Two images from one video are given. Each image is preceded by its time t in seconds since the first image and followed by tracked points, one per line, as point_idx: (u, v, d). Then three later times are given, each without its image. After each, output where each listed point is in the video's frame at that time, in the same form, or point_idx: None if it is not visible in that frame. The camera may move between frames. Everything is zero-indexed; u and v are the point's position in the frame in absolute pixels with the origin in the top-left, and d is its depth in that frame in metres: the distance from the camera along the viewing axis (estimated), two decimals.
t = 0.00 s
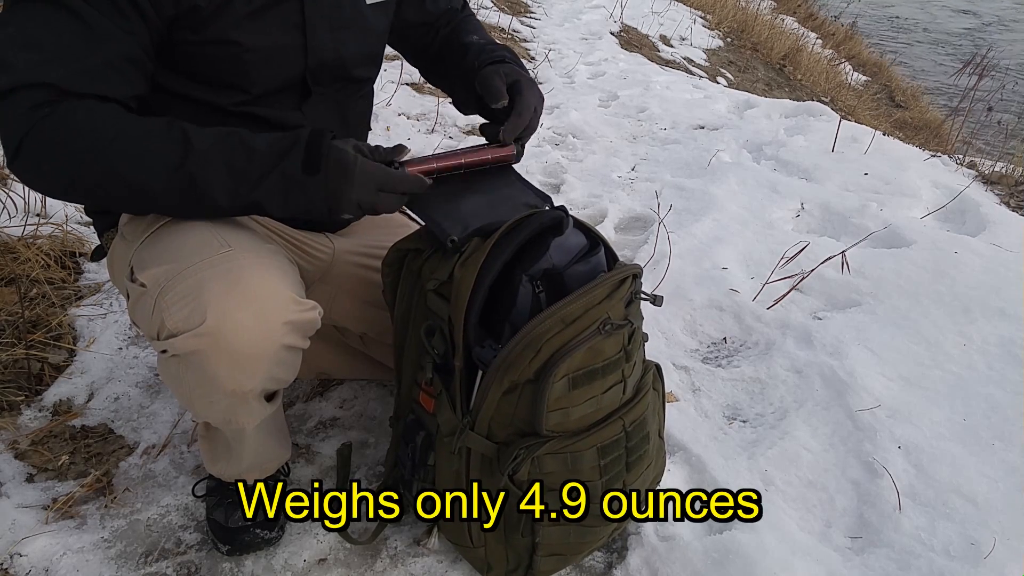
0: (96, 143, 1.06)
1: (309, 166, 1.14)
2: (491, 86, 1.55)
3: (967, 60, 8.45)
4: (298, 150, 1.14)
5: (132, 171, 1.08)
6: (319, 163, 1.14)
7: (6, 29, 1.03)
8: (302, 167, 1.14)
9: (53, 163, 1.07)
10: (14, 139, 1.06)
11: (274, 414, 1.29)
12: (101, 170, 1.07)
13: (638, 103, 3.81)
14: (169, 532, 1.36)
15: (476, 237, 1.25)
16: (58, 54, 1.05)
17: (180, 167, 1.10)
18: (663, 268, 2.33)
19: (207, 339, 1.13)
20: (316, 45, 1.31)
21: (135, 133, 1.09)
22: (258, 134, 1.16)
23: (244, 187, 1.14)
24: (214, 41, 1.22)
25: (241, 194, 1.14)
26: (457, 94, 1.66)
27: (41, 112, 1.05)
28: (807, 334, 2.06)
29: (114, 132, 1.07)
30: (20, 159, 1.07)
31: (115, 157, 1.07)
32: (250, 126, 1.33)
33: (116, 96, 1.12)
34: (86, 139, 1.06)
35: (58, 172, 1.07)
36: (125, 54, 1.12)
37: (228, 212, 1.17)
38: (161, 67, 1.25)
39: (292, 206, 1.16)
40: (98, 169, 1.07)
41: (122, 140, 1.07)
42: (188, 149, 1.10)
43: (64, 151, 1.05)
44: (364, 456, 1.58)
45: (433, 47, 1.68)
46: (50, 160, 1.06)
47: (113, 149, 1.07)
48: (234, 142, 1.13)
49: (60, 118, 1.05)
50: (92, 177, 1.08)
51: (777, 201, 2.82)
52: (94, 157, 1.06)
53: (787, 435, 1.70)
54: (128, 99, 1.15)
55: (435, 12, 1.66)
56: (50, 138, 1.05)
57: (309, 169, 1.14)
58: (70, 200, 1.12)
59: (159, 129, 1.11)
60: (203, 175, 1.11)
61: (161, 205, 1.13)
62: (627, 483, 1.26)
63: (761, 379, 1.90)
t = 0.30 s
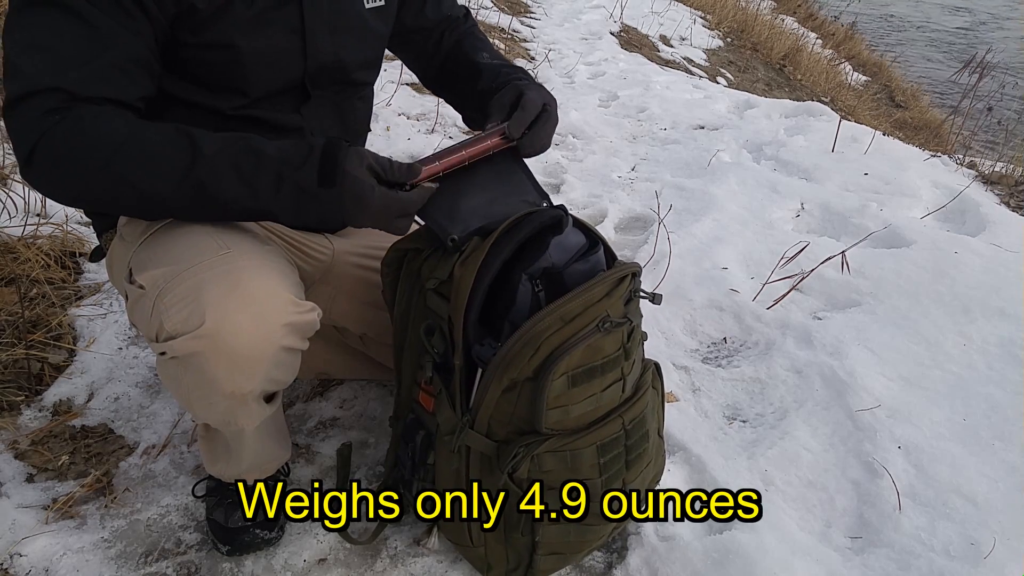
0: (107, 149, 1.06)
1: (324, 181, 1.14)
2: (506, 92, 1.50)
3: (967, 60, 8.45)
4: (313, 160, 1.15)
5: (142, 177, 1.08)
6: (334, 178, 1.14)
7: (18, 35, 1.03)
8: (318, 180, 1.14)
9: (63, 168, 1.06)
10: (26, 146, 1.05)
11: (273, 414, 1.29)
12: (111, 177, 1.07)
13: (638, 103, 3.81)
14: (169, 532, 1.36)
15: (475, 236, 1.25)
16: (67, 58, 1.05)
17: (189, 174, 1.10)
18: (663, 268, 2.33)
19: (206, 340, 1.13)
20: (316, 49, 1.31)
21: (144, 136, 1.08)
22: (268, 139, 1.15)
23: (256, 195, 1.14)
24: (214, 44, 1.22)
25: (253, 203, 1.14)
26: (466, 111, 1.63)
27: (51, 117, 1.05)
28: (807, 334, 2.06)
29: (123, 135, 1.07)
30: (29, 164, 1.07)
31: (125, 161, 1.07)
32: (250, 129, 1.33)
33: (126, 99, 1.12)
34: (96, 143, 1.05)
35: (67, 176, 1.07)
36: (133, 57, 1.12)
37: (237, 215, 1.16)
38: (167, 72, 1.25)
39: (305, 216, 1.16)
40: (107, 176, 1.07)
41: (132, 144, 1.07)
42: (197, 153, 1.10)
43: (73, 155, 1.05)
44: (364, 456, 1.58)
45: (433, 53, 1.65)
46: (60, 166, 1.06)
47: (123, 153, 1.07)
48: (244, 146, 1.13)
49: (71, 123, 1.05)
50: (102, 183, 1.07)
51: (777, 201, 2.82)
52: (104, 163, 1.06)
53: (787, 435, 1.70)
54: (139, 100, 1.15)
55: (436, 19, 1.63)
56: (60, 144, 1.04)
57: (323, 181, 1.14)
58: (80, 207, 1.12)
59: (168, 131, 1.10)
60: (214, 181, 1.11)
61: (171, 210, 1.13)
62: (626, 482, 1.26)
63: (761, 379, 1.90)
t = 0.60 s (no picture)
0: (103, 150, 1.06)
1: (312, 164, 1.12)
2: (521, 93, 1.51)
3: (967, 60, 8.46)
4: (303, 148, 1.13)
5: (140, 179, 1.08)
6: (321, 159, 1.12)
7: (15, 41, 1.04)
8: (306, 165, 1.12)
9: (62, 172, 1.07)
10: (26, 151, 1.07)
11: (274, 415, 1.29)
12: (110, 179, 1.07)
13: (638, 103, 3.81)
14: (169, 532, 1.36)
15: (476, 236, 1.25)
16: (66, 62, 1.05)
17: (184, 171, 1.09)
18: (663, 268, 2.33)
19: (208, 341, 1.13)
20: (319, 51, 1.31)
21: (139, 136, 1.09)
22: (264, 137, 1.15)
23: (246, 186, 1.12)
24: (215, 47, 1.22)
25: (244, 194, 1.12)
26: (473, 110, 1.65)
27: (49, 121, 1.05)
28: (807, 334, 2.06)
29: (120, 136, 1.07)
30: (31, 168, 1.08)
31: (120, 161, 1.07)
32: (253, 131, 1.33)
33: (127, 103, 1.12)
34: (93, 145, 1.06)
35: (67, 180, 1.08)
36: (133, 59, 1.12)
37: (231, 212, 1.15)
38: (170, 76, 1.25)
39: (297, 207, 1.14)
40: (105, 177, 1.07)
41: (127, 144, 1.07)
42: (191, 150, 1.10)
43: (73, 156, 1.06)
44: (364, 456, 1.58)
45: (438, 52, 1.65)
46: (60, 169, 1.07)
47: (119, 153, 1.07)
48: (240, 144, 1.13)
49: (68, 127, 1.05)
50: (100, 185, 1.08)
51: (777, 201, 2.82)
52: (101, 164, 1.06)
53: (787, 435, 1.70)
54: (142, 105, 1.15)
55: (440, 18, 1.62)
56: (59, 148, 1.05)
57: (311, 166, 1.12)
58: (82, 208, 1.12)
59: (165, 133, 1.11)
60: (207, 174, 1.10)
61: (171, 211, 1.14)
62: (627, 482, 1.27)
63: (761, 379, 1.90)
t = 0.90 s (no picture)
0: (115, 152, 1.06)
1: (327, 181, 1.13)
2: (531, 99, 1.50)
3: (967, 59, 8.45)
4: (316, 162, 1.13)
5: (150, 185, 1.08)
6: (337, 177, 1.13)
7: (27, 39, 1.04)
8: (321, 180, 1.13)
9: (71, 174, 1.07)
10: (36, 153, 1.06)
11: (274, 414, 1.29)
12: (121, 183, 1.07)
13: (638, 103, 3.81)
14: (169, 531, 1.36)
15: (477, 237, 1.25)
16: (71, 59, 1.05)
17: (195, 177, 1.10)
18: (663, 268, 2.33)
19: (208, 341, 1.13)
20: (320, 52, 1.31)
21: (151, 142, 1.09)
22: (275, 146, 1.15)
23: (257, 198, 1.12)
24: (216, 48, 1.22)
25: (255, 206, 1.13)
26: (478, 114, 1.64)
27: (60, 122, 1.05)
28: (807, 334, 2.06)
29: (131, 141, 1.07)
30: (40, 170, 1.08)
31: (132, 167, 1.07)
32: (253, 132, 1.33)
33: (133, 103, 1.12)
34: (105, 150, 1.06)
35: (76, 183, 1.07)
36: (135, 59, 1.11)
37: (241, 221, 1.15)
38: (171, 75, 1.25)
39: (307, 221, 1.15)
40: (115, 181, 1.07)
41: (139, 150, 1.07)
42: (203, 159, 1.10)
43: (83, 159, 1.05)
44: (364, 457, 1.58)
45: (441, 54, 1.64)
46: (69, 171, 1.07)
47: (130, 158, 1.07)
48: (252, 153, 1.13)
49: (79, 130, 1.05)
50: (109, 188, 1.07)
51: (778, 201, 2.82)
52: (112, 167, 1.06)
53: (787, 435, 1.70)
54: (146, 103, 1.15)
55: (442, 18, 1.61)
56: (71, 150, 1.05)
57: (327, 183, 1.13)
58: (90, 213, 1.12)
59: (176, 139, 1.11)
60: (219, 184, 1.11)
61: (180, 216, 1.14)
62: (627, 483, 1.27)
63: (761, 379, 1.90)
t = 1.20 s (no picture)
0: (127, 157, 1.06)
1: (333, 180, 1.11)
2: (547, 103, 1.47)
3: (966, 59, 8.46)
4: (323, 162, 1.11)
5: (159, 186, 1.08)
6: (343, 175, 1.11)
7: (41, 43, 1.04)
8: (327, 179, 1.11)
9: (84, 177, 1.07)
10: (50, 156, 1.06)
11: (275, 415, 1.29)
12: (132, 186, 1.07)
13: (638, 103, 3.82)
14: (169, 531, 1.36)
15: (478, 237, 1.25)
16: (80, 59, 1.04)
17: (205, 181, 1.09)
18: (663, 268, 2.33)
19: (209, 341, 1.13)
20: (322, 53, 1.31)
21: (162, 144, 1.08)
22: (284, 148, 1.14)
23: (265, 200, 1.11)
24: (218, 49, 1.21)
25: (263, 207, 1.11)
26: (487, 120, 1.61)
27: (75, 126, 1.05)
28: (807, 334, 2.06)
29: (144, 144, 1.07)
30: (55, 174, 1.08)
31: (144, 169, 1.07)
32: (254, 132, 1.33)
33: (145, 104, 1.12)
34: (117, 152, 1.05)
35: (88, 185, 1.07)
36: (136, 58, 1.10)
37: (251, 225, 1.14)
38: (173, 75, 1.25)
39: (316, 221, 1.13)
40: (128, 185, 1.07)
41: (151, 152, 1.07)
42: (211, 161, 1.09)
43: (95, 162, 1.05)
44: (364, 457, 1.58)
45: (440, 54, 1.64)
46: (83, 176, 1.07)
47: (141, 161, 1.06)
48: (259, 154, 1.11)
49: (93, 133, 1.05)
50: (121, 190, 1.07)
51: (777, 201, 2.82)
52: (124, 171, 1.06)
53: (787, 435, 1.70)
54: (157, 104, 1.15)
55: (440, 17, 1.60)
56: (86, 155, 1.05)
57: (333, 183, 1.11)
58: (105, 217, 1.12)
59: (187, 142, 1.10)
60: (227, 185, 1.09)
61: (191, 219, 1.13)
62: (627, 483, 1.26)
63: (761, 379, 1.90)
